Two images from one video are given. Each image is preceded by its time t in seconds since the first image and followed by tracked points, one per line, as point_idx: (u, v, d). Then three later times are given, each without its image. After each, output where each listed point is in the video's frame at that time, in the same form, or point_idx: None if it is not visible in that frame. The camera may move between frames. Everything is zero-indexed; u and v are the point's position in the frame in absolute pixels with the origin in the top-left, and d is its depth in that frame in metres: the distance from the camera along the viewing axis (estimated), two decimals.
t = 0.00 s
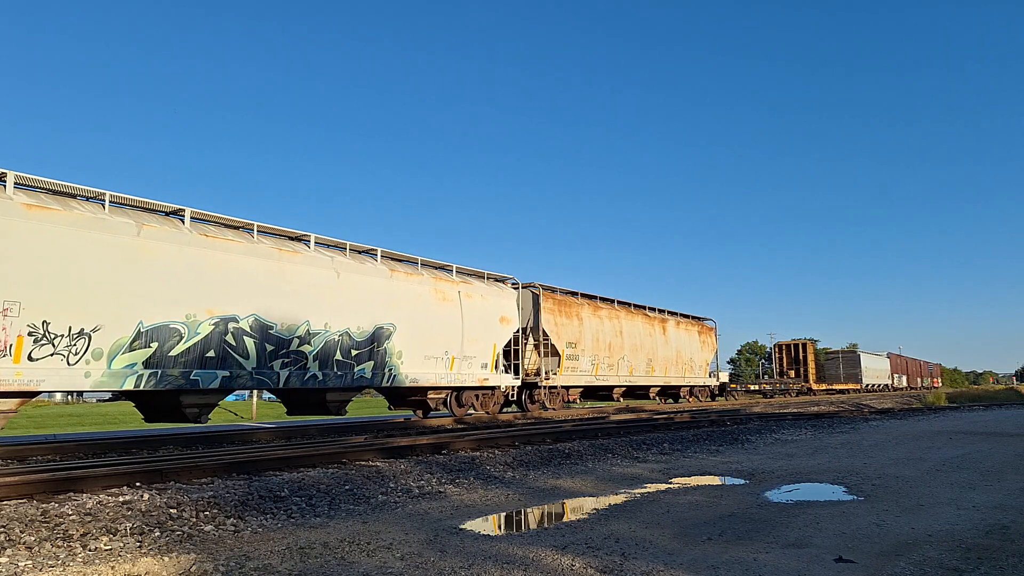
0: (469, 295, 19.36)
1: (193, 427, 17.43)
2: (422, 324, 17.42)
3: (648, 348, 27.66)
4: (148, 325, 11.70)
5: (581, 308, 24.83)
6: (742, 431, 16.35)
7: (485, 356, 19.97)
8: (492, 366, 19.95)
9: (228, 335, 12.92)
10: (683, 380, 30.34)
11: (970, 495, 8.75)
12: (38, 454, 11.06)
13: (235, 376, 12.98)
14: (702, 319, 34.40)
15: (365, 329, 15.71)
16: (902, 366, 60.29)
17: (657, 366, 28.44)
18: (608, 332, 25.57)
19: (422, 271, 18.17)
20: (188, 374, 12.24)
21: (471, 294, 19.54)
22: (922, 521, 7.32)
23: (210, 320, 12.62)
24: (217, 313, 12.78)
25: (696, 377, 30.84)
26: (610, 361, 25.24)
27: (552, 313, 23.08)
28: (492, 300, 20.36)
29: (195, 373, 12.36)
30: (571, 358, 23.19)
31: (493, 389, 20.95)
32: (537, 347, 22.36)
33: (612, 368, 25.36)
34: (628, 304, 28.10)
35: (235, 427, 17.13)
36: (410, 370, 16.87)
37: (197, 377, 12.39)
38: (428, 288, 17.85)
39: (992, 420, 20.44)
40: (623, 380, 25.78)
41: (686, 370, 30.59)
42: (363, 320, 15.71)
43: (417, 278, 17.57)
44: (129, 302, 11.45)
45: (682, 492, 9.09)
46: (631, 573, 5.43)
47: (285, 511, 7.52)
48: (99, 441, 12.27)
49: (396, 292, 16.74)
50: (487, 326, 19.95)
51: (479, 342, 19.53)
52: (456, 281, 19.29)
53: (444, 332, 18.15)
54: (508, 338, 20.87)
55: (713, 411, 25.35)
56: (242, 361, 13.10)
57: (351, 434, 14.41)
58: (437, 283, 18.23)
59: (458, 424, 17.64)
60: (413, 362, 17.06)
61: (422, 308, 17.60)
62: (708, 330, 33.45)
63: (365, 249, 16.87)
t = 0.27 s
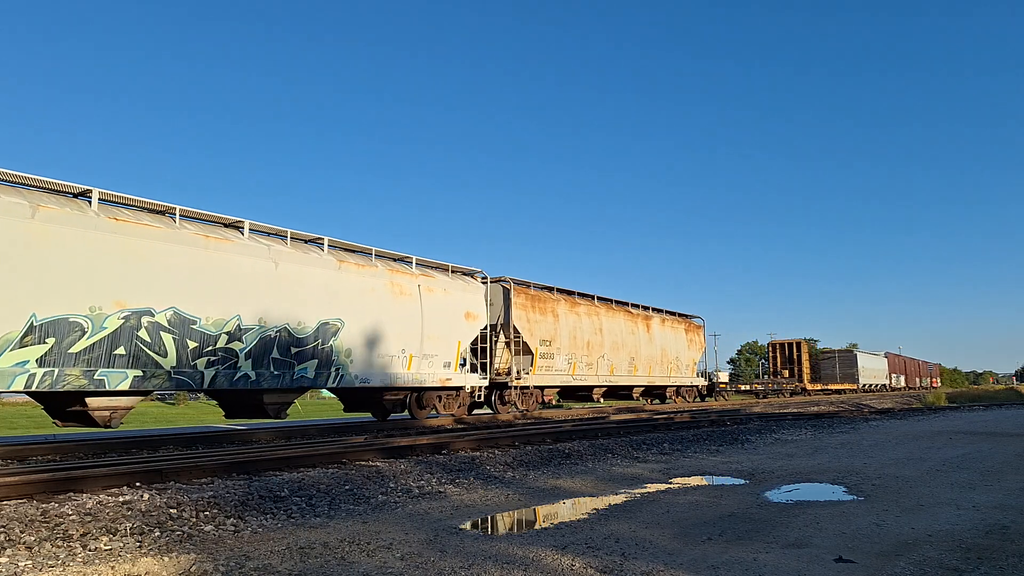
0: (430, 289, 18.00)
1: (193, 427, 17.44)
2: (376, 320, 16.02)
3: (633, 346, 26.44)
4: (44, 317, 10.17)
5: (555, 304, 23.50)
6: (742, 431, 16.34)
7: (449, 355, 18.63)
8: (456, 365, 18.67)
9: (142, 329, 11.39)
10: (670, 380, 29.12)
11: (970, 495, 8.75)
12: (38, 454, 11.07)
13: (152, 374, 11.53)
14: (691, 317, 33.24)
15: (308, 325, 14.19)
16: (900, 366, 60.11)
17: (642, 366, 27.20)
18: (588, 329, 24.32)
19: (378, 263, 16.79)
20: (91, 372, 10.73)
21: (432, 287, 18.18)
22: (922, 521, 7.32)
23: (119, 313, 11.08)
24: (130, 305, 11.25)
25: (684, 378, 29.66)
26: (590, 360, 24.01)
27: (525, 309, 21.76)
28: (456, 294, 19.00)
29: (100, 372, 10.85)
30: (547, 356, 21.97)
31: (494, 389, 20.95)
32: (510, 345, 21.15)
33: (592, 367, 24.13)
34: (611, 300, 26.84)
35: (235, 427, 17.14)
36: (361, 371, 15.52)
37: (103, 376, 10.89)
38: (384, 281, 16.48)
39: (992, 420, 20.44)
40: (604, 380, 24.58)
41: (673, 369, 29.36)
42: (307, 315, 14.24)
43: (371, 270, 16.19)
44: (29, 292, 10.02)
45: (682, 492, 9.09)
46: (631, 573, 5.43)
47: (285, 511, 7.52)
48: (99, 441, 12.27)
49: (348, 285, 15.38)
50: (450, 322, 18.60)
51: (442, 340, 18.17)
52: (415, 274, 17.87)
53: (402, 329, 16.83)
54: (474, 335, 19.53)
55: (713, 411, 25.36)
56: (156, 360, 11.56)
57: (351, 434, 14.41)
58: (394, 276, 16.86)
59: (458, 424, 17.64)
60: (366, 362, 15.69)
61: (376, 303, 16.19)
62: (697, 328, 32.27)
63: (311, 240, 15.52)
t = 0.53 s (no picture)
0: (384, 282, 16.91)
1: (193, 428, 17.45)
2: (316, 315, 14.92)
3: (613, 345, 25.41)
4: None
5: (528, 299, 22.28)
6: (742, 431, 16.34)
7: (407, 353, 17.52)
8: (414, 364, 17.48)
9: (35, 323, 10.48)
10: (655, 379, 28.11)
11: (970, 495, 8.75)
12: (38, 454, 11.07)
13: (45, 374, 10.60)
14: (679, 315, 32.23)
15: (238, 320, 13.26)
16: (899, 366, 59.94)
17: (623, 365, 26.16)
18: (564, 326, 23.29)
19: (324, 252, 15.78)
20: None
21: (387, 280, 17.08)
22: (923, 521, 7.32)
23: (7, 304, 10.14)
24: (19, 296, 10.31)
25: (669, 377, 28.65)
26: (566, 359, 23.00)
27: (493, 305, 20.61)
28: (414, 289, 17.89)
29: None
30: (518, 354, 20.96)
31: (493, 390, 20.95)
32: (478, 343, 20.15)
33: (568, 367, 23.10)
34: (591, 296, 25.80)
35: (236, 427, 17.15)
36: (300, 370, 14.43)
37: None
38: (329, 273, 15.40)
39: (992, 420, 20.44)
40: (582, 380, 23.58)
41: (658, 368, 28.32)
42: (235, 308, 13.30)
43: (315, 260, 15.13)
44: None
45: (682, 492, 9.09)
46: (631, 573, 5.43)
47: (285, 511, 7.52)
48: (100, 441, 12.28)
49: (286, 275, 14.41)
50: (407, 318, 17.48)
51: (397, 336, 17.05)
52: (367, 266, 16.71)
53: (350, 324, 15.78)
54: (435, 332, 18.40)
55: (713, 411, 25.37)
56: (49, 348, 10.64)
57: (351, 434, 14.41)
58: (341, 267, 15.83)
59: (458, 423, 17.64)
60: (309, 359, 14.62)
61: (318, 297, 15.10)
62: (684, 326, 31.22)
63: (247, 225, 14.58)
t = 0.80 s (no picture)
0: (332, 274, 15.21)
1: (193, 428, 17.46)
2: (253, 309, 13.30)
3: (592, 342, 24.41)
4: None
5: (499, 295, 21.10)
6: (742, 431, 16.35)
7: (359, 351, 15.94)
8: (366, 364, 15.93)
9: None
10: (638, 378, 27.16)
11: (971, 495, 8.75)
12: (39, 454, 11.07)
13: None
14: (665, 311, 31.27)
15: (154, 313, 11.60)
16: (896, 366, 59.68)
17: (603, 363, 25.18)
18: (537, 323, 22.23)
19: (259, 241, 14.00)
20: None
21: (336, 272, 15.36)
22: (923, 521, 7.31)
23: None
24: None
25: (653, 376, 27.73)
26: (539, 357, 22.00)
27: (458, 299, 19.45)
28: (367, 280, 16.20)
29: None
30: (486, 352, 19.95)
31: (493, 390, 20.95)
32: (443, 341, 19.01)
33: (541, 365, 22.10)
34: (569, 292, 24.78)
35: (236, 428, 17.16)
36: (229, 370, 12.78)
37: None
38: (268, 262, 13.77)
39: (992, 420, 20.43)
40: (557, 379, 22.60)
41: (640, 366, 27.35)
42: (154, 300, 11.65)
43: (250, 248, 13.49)
44: None
45: (682, 492, 9.09)
46: (631, 572, 5.43)
47: (285, 511, 7.52)
48: (100, 441, 12.28)
49: (214, 267, 12.72)
50: (358, 312, 15.82)
51: (347, 332, 15.47)
52: (312, 254, 14.97)
53: (292, 321, 14.16)
54: (391, 328, 16.75)
55: (713, 411, 25.37)
56: (5, 344, 9.74)
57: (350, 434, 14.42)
58: (281, 258, 14.08)
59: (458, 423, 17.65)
60: (241, 361, 13.05)
61: (254, 289, 13.46)
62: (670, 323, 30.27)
63: (168, 210, 12.72)
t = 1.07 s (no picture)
0: (266, 264, 14.49)
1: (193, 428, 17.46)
2: (167, 302, 12.50)
3: (567, 340, 23.28)
4: None
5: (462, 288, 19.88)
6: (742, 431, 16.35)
7: (299, 347, 15.07)
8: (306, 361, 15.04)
9: None
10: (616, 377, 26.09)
11: (971, 495, 8.75)
12: (38, 454, 11.07)
13: None
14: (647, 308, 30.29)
15: (48, 304, 10.82)
16: (895, 365, 59.51)
17: (579, 361, 24.06)
18: (506, 319, 21.06)
19: (182, 226, 13.32)
20: None
21: (271, 262, 14.63)
22: (923, 521, 7.31)
23: None
24: None
25: (633, 374, 26.69)
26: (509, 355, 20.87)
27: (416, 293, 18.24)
28: (309, 272, 15.40)
29: None
30: (449, 351, 18.78)
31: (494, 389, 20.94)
32: (399, 338, 17.74)
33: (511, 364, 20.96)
34: (543, 287, 23.64)
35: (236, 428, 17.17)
36: (141, 368, 11.99)
37: None
38: (185, 251, 12.98)
39: (992, 420, 20.44)
40: (528, 378, 21.41)
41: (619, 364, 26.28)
42: (50, 291, 10.89)
43: (166, 235, 12.74)
44: None
45: (682, 492, 9.09)
46: (631, 573, 5.43)
47: (285, 511, 7.52)
48: (100, 441, 12.29)
49: (125, 251, 12.01)
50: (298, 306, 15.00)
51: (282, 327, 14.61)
52: (240, 243, 14.17)
53: (217, 313, 13.38)
54: (338, 324, 15.89)
55: (713, 411, 25.37)
56: None
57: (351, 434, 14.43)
58: (206, 245, 13.39)
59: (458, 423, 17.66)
60: (157, 355, 12.25)
61: (169, 280, 12.65)
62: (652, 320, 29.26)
63: (76, 190, 12.02)
